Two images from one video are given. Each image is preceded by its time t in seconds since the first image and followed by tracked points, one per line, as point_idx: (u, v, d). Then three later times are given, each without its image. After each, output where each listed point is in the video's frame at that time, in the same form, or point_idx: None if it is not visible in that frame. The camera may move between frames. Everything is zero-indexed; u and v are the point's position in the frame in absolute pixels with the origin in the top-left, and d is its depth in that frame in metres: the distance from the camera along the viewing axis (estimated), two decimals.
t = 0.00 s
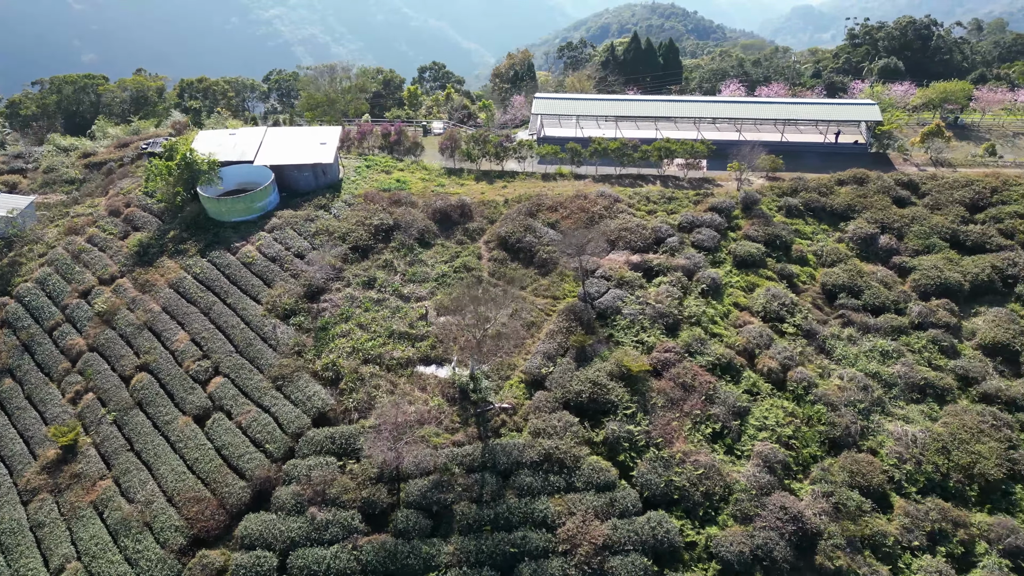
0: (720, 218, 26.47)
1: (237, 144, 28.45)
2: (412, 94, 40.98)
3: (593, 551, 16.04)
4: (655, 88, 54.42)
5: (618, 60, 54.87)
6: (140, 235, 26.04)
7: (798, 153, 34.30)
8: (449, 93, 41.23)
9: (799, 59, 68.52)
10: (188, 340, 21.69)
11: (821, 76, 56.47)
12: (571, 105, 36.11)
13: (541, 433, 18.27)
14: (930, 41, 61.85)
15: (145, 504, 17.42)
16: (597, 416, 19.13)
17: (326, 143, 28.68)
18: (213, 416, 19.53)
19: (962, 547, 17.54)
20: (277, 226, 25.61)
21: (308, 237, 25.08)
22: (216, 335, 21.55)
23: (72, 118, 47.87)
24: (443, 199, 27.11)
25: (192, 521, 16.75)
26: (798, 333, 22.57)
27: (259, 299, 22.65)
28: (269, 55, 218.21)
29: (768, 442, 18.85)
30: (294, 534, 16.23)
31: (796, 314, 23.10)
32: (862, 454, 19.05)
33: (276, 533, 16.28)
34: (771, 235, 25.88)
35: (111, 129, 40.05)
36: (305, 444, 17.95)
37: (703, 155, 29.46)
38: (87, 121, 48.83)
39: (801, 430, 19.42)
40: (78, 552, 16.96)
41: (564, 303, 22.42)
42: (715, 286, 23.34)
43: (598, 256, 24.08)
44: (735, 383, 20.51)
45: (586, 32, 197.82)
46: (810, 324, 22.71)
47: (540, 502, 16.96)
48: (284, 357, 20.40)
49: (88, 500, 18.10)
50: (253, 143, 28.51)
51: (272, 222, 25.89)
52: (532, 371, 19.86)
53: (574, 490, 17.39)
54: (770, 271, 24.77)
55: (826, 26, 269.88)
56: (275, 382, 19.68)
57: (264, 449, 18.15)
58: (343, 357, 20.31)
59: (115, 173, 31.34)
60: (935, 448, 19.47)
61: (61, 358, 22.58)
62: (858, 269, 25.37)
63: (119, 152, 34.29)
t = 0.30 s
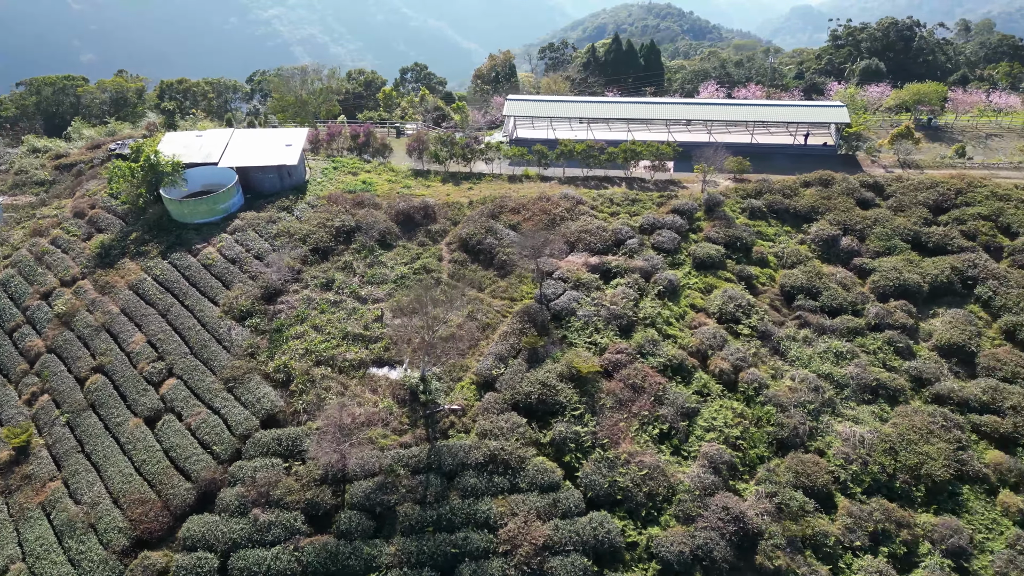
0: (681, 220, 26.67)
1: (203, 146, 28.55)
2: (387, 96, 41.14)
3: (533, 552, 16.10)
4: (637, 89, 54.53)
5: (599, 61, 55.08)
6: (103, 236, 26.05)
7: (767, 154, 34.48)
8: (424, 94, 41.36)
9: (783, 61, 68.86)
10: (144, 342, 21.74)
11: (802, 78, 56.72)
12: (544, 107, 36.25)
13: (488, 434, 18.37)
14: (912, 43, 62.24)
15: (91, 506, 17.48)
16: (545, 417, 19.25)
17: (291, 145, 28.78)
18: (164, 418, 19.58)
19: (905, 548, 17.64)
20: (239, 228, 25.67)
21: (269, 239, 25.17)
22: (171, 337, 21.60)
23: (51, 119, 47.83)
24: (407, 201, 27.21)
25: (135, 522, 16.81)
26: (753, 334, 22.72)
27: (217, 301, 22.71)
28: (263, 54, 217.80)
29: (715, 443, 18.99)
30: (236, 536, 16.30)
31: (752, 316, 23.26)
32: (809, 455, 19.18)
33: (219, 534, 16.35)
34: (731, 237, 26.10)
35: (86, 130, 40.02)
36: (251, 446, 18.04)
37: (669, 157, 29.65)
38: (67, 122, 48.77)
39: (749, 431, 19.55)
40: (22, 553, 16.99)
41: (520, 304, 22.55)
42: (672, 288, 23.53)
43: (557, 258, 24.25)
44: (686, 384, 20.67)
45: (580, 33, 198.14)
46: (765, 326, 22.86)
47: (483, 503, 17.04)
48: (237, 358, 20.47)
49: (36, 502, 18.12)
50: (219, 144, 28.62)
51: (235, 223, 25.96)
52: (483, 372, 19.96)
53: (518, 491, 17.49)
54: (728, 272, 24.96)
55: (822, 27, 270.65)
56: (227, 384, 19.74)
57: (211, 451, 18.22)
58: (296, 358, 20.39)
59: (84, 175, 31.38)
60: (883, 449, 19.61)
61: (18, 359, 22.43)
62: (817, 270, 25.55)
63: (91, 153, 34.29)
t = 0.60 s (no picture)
0: (643, 221, 26.92)
1: (169, 147, 28.63)
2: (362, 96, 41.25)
3: (474, 552, 16.12)
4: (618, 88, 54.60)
5: (580, 61, 55.19)
6: (66, 237, 26.01)
7: (737, 155, 34.60)
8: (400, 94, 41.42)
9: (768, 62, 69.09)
10: (100, 343, 21.76)
11: (784, 79, 56.93)
12: (516, 108, 36.34)
13: (435, 435, 18.44)
14: (894, 43, 62.46)
15: (37, 506, 17.50)
16: (495, 417, 19.35)
17: (257, 146, 28.87)
18: (115, 419, 19.63)
19: (848, 547, 17.70)
20: (201, 229, 25.72)
21: (231, 239, 25.24)
22: (127, 338, 21.65)
23: (30, 119, 47.80)
24: (371, 201, 27.24)
25: (79, 523, 16.87)
26: (709, 334, 22.87)
27: (175, 302, 22.76)
28: (257, 53, 217.35)
29: (663, 443, 19.10)
30: (179, 536, 16.35)
31: (709, 316, 23.39)
32: (756, 454, 19.29)
33: (161, 535, 16.40)
34: (692, 238, 26.31)
35: (60, 131, 39.99)
36: (198, 447, 18.13)
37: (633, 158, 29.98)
38: (46, 122, 48.70)
39: (698, 431, 19.65)
40: None
41: (476, 305, 22.66)
42: (629, 289, 23.71)
43: (516, 259, 24.41)
44: (638, 384, 20.79)
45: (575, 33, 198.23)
46: (721, 326, 23.00)
47: (426, 504, 17.07)
48: (190, 359, 20.52)
49: None
50: (184, 145, 28.70)
51: (197, 224, 26.02)
52: (434, 373, 20.05)
53: (462, 491, 17.54)
54: (688, 273, 25.14)
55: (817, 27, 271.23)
56: (178, 385, 19.81)
57: (159, 452, 18.30)
58: (248, 359, 20.45)
59: (53, 176, 31.37)
60: (831, 448, 19.72)
61: None
62: (777, 271, 25.70)
63: (62, 154, 34.24)
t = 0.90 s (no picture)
0: (606, 221, 27.14)
1: (134, 147, 28.74)
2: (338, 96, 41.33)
3: (416, 551, 16.11)
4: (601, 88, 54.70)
5: (561, 61, 55.26)
6: (28, 237, 25.91)
7: (708, 156, 34.74)
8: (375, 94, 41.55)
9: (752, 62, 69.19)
10: (56, 343, 21.72)
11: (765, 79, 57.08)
12: (488, 108, 36.41)
13: (383, 435, 18.51)
14: (877, 43, 62.57)
15: None
16: (444, 417, 19.43)
17: (224, 146, 28.98)
18: (66, 418, 19.64)
19: (793, 546, 17.75)
20: (163, 229, 25.77)
21: (192, 240, 25.30)
22: (83, 338, 21.65)
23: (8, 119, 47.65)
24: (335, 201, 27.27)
25: (23, 522, 16.84)
26: (665, 334, 22.98)
27: (132, 302, 22.79)
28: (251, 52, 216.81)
29: (612, 442, 19.18)
30: (121, 536, 16.37)
31: (666, 316, 23.50)
32: (705, 454, 19.38)
33: (104, 534, 16.42)
34: (654, 238, 26.46)
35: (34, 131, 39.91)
36: (145, 446, 18.17)
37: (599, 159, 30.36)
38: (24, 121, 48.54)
39: (648, 431, 19.75)
40: None
41: (433, 305, 22.77)
42: (587, 289, 23.86)
43: (475, 259, 24.52)
44: (591, 384, 20.88)
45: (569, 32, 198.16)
46: (677, 326, 23.11)
47: (370, 503, 17.08)
48: (143, 359, 20.55)
49: None
50: (150, 146, 28.79)
51: (159, 224, 26.05)
52: (385, 373, 20.12)
53: (407, 491, 17.56)
54: (648, 273, 25.27)
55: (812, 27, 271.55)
56: (130, 385, 19.86)
57: (106, 451, 18.38)
58: (201, 359, 20.52)
59: (22, 176, 31.32)
60: (781, 448, 19.80)
61: None
62: (737, 271, 25.82)
63: (32, 154, 34.16)
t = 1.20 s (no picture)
0: (569, 221, 27.36)
1: (99, 147, 28.79)
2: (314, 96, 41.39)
3: (357, 550, 16.09)
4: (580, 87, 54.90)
5: (542, 62, 55.41)
6: None
7: (678, 156, 34.88)
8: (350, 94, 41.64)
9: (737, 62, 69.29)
10: (11, 343, 21.34)
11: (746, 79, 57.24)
12: (460, 108, 36.45)
13: (331, 434, 18.59)
14: (860, 43, 62.70)
15: None
16: (394, 417, 19.51)
17: (190, 146, 29.07)
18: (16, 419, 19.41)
19: (739, 544, 17.74)
20: (124, 229, 25.79)
21: (154, 240, 25.37)
22: (37, 338, 21.44)
23: None
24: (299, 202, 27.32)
25: None
26: (622, 334, 23.08)
27: (89, 302, 22.79)
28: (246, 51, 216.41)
29: (561, 441, 19.23)
30: (63, 535, 16.32)
31: (624, 315, 23.60)
32: (654, 453, 19.43)
33: (47, 533, 16.38)
34: (616, 238, 26.59)
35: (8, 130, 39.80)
36: (92, 446, 18.21)
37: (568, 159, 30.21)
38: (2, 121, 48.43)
39: (598, 430, 19.84)
40: None
41: (390, 305, 22.95)
42: (546, 289, 23.96)
43: (435, 260, 24.62)
44: (544, 383, 20.97)
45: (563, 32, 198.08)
46: (634, 325, 23.20)
47: (314, 503, 17.10)
48: (97, 359, 20.56)
49: None
50: (116, 146, 28.86)
51: (121, 224, 26.07)
52: (336, 373, 20.23)
53: (353, 490, 17.59)
54: (609, 273, 25.38)
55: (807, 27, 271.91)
56: (81, 385, 19.89)
57: (53, 451, 18.36)
58: (153, 359, 20.60)
59: None
60: (731, 446, 19.81)
61: None
62: (698, 271, 25.93)
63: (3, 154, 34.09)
